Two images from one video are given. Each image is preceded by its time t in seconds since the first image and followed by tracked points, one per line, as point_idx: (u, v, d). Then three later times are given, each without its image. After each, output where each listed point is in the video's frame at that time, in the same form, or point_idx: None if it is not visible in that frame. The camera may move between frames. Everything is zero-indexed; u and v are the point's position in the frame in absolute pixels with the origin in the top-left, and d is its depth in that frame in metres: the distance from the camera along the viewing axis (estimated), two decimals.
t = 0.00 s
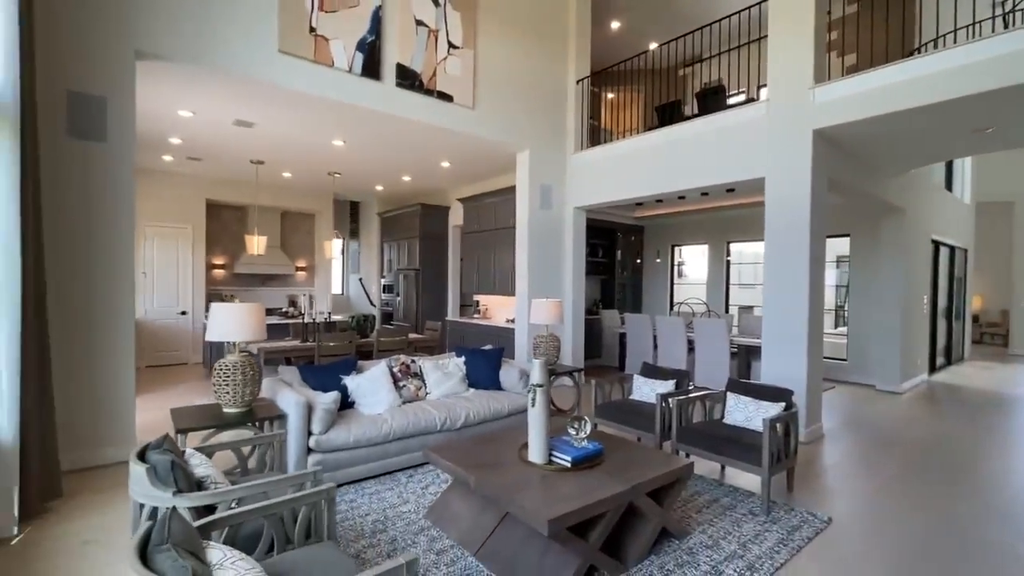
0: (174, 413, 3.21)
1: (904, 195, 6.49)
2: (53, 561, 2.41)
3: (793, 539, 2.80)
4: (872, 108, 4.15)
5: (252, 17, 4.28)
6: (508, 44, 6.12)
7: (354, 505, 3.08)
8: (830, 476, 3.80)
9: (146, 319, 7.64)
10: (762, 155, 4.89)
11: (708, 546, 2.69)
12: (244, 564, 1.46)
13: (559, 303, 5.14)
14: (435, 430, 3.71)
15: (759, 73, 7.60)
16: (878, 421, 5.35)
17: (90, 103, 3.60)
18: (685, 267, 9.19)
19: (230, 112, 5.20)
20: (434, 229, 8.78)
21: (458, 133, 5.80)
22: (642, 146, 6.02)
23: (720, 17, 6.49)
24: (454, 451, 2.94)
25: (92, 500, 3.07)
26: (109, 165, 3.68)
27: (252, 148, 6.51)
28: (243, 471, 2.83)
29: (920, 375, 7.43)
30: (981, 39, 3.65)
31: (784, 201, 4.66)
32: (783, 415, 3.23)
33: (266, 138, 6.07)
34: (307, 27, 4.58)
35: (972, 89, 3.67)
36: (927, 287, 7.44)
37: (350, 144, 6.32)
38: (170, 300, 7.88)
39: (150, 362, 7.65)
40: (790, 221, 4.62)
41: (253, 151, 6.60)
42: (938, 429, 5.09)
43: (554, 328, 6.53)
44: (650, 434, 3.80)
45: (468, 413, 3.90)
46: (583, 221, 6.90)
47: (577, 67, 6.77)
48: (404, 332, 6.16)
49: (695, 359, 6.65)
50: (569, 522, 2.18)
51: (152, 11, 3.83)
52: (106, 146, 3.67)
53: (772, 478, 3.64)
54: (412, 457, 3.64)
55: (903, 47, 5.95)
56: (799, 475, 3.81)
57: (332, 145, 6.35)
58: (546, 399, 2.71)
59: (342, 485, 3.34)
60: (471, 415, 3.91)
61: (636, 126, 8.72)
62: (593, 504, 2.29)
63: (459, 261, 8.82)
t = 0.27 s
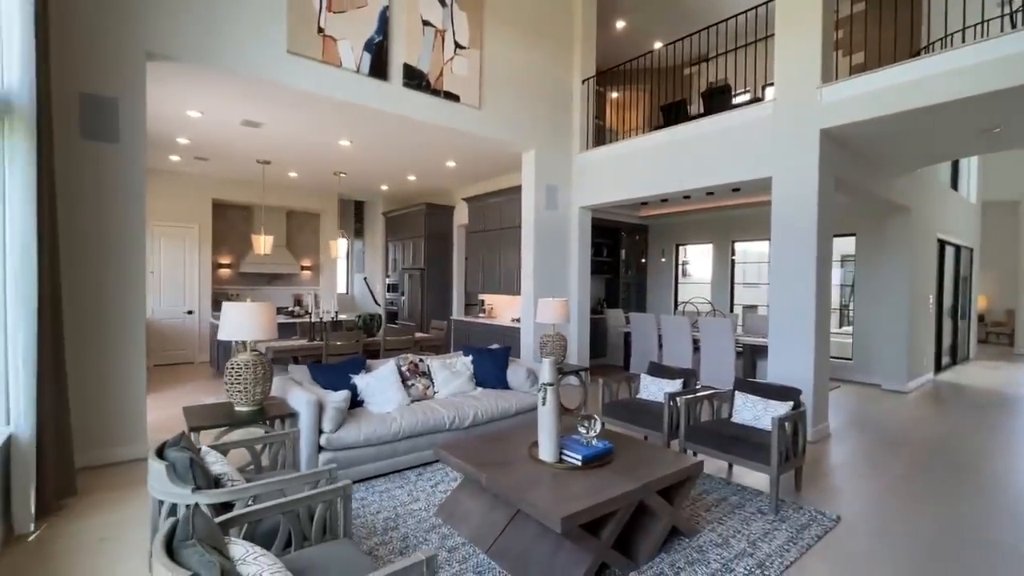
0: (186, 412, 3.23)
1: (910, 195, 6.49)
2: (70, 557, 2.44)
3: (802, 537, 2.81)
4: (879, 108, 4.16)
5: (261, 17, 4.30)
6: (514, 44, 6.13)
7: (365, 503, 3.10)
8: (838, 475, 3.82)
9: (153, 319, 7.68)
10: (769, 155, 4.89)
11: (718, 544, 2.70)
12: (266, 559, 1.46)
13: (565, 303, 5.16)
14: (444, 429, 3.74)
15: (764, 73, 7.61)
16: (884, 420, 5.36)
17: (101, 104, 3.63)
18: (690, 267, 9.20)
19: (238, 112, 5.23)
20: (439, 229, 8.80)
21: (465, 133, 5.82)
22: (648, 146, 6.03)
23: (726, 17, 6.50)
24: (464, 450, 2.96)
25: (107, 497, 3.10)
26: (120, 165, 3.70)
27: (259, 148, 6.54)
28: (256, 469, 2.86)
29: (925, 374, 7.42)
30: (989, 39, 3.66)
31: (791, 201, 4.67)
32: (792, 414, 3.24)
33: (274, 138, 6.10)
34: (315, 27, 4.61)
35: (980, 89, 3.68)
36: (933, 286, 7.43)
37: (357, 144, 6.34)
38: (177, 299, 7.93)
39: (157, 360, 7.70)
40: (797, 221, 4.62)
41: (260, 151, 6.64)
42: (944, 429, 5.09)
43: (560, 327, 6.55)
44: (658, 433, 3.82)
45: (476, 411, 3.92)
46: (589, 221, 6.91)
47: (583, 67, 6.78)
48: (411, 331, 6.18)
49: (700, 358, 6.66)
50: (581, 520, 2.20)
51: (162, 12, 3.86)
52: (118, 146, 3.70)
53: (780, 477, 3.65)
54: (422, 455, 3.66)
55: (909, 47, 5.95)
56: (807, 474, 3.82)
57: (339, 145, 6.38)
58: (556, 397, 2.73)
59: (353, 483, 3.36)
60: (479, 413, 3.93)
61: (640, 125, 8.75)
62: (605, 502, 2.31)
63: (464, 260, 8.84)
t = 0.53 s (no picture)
0: (192, 410, 3.25)
1: (911, 195, 6.51)
2: (78, 555, 2.46)
3: (806, 535, 2.83)
4: (881, 108, 4.17)
5: (265, 17, 4.31)
6: (516, 43, 6.14)
7: (371, 501, 3.12)
8: (840, 474, 3.83)
9: (155, 318, 7.69)
10: (771, 155, 4.91)
11: (723, 542, 2.72)
12: (278, 555, 1.46)
13: (568, 302, 5.17)
14: (448, 427, 3.75)
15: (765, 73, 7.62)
16: (885, 419, 5.38)
17: (106, 103, 3.64)
18: (690, 266, 9.22)
19: (241, 112, 5.23)
20: (440, 228, 8.81)
21: (467, 133, 5.83)
22: (650, 146, 6.04)
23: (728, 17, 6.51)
24: (470, 448, 2.97)
25: (113, 496, 3.11)
26: (125, 164, 3.71)
27: (261, 148, 6.54)
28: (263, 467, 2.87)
29: (926, 373, 7.44)
30: (991, 39, 3.67)
31: (793, 200, 4.68)
32: (795, 413, 3.26)
33: (276, 138, 6.11)
34: (318, 27, 4.61)
35: (981, 89, 3.69)
36: (933, 286, 7.45)
37: (359, 143, 6.35)
38: (178, 299, 7.93)
39: (159, 360, 7.70)
40: (799, 220, 4.64)
41: (262, 150, 6.64)
42: (944, 427, 5.12)
43: (562, 327, 6.57)
44: (661, 432, 3.84)
45: (480, 410, 3.93)
46: (590, 221, 6.92)
47: (584, 66, 6.79)
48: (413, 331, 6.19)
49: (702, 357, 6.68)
50: (587, 517, 2.22)
51: (166, 11, 3.86)
52: (123, 146, 3.71)
53: (783, 475, 3.67)
54: (426, 454, 3.67)
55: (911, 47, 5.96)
56: (809, 473, 3.84)
57: (341, 144, 6.38)
58: (561, 396, 2.74)
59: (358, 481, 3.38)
60: (483, 412, 3.94)
61: (641, 125, 8.76)
62: (611, 500, 2.32)
63: (465, 259, 8.85)
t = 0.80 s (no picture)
0: (193, 410, 3.25)
1: (908, 195, 6.54)
2: (80, 554, 2.45)
3: (806, 532, 2.84)
4: (879, 108, 4.20)
5: (265, 17, 4.31)
6: (515, 43, 6.15)
7: (372, 500, 3.12)
8: (839, 471, 3.86)
9: (153, 317, 7.67)
10: (769, 155, 4.93)
11: (723, 539, 2.73)
12: (285, 553, 1.47)
13: (568, 301, 5.18)
14: (448, 426, 3.76)
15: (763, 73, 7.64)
16: (883, 418, 5.41)
17: (106, 102, 3.63)
18: (689, 266, 9.24)
19: (240, 111, 5.22)
20: (439, 228, 8.81)
21: (467, 133, 5.84)
22: (649, 145, 6.05)
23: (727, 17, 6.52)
24: (471, 446, 2.98)
25: (114, 495, 3.11)
26: (125, 163, 3.70)
27: (260, 147, 6.53)
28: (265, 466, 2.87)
29: (923, 372, 7.48)
30: (988, 40, 3.69)
31: (792, 200, 4.71)
32: (794, 411, 3.27)
33: (275, 137, 6.09)
34: (318, 26, 4.61)
35: (979, 90, 3.72)
36: (930, 285, 7.49)
37: (358, 143, 6.34)
38: (176, 298, 7.91)
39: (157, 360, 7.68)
40: (798, 219, 4.66)
41: (261, 149, 6.63)
42: (942, 426, 5.14)
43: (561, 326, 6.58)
44: (661, 430, 3.85)
45: (480, 409, 3.94)
46: (589, 220, 6.94)
47: (583, 66, 6.80)
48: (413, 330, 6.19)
49: (700, 356, 6.70)
50: (589, 515, 2.23)
51: (166, 10, 3.86)
52: (123, 145, 3.70)
53: (782, 473, 3.69)
54: (427, 453, 3.68)
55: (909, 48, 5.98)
56: (808, 471, 3.86)
57: (340, 143, 6.37)
58: (562, 394, 2.76)
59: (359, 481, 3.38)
60: (483, 411, 3.95)
61: (639, 125, 8.77)
62: (613, 497, 2.34)
63: (464, 259, 8.85)
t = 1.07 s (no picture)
0: (190, 410, 3.23)
1: (903, 195, 6.58)
2: (77, 555, 2.44)
3: (803, 530, 2.86)
4: (875, 110, 4.22)
5: (262, 15, 4.29)
6: (512, 43, 6.14)
7: (371, 500, 3.12)
8: (835, 470, 3.88)
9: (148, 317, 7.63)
10: (766, 155, 4.96)
11: (721, 538, 2.75)
12: (287, 553, 1.46)
13: (565, 301, 5.18)
14: (447, 426, 3.76)
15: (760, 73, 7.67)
16: (878, 417, 5.45)
17: (102, 101, 3.61)
18: (685, 266, 9.28)
19: (236, 110, 5.20)
20: (436, 227, 8.80)
21: (464, 132, 5.84)
22: (646, 146, 6.06)
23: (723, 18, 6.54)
24: (470, 446, 2.98)
25: (110, 496, 3.09)
26: (121, 162, 3.68)
27: (256, 146, 6.50)
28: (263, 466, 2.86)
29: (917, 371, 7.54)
30: (982, 42, 3.73)
31: (788, 200, 4.73)
32: (791, 410, 3.29)
33: (271, 136, 6.07)
34: (316, 25, 4.60)
35: (973, 91, 3.75)
36: (923, 285, 7.55)
37: (355, 142, 6.33)
38: (172, 298, 7.86)
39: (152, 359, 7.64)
40: (794, 219, 4.68)
41: (257, 148, 6.60)
42: (935, 424, 5.19)
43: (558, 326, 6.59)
44: (659, 429, 3.87)
45: (479, 409, 3.94)
46: (586, 220, 6.95)
47: (580, 66, 6.80)
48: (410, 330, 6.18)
49: (696, 355, 6.73)
50: (589, 514, 2.23)
51: (163, 9, 3.84)
52: (120, 143, 3.68)
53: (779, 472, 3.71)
54: (425, 452, 3.68)
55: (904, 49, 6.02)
56: (805, 470, 3.88)
57: (337, 143, 6.36)
58: (561, 394, 2.76)
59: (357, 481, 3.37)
60: (481, 411, 3.95)
61: (636, 125, 8.78)
62: (613, 496, 2.34)
63: (460, 258, 8.85)
